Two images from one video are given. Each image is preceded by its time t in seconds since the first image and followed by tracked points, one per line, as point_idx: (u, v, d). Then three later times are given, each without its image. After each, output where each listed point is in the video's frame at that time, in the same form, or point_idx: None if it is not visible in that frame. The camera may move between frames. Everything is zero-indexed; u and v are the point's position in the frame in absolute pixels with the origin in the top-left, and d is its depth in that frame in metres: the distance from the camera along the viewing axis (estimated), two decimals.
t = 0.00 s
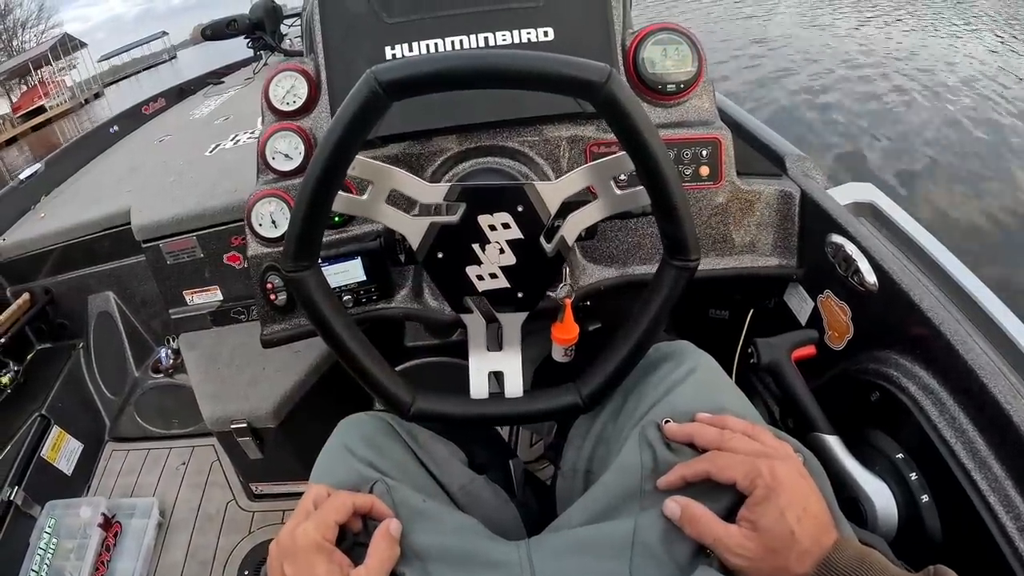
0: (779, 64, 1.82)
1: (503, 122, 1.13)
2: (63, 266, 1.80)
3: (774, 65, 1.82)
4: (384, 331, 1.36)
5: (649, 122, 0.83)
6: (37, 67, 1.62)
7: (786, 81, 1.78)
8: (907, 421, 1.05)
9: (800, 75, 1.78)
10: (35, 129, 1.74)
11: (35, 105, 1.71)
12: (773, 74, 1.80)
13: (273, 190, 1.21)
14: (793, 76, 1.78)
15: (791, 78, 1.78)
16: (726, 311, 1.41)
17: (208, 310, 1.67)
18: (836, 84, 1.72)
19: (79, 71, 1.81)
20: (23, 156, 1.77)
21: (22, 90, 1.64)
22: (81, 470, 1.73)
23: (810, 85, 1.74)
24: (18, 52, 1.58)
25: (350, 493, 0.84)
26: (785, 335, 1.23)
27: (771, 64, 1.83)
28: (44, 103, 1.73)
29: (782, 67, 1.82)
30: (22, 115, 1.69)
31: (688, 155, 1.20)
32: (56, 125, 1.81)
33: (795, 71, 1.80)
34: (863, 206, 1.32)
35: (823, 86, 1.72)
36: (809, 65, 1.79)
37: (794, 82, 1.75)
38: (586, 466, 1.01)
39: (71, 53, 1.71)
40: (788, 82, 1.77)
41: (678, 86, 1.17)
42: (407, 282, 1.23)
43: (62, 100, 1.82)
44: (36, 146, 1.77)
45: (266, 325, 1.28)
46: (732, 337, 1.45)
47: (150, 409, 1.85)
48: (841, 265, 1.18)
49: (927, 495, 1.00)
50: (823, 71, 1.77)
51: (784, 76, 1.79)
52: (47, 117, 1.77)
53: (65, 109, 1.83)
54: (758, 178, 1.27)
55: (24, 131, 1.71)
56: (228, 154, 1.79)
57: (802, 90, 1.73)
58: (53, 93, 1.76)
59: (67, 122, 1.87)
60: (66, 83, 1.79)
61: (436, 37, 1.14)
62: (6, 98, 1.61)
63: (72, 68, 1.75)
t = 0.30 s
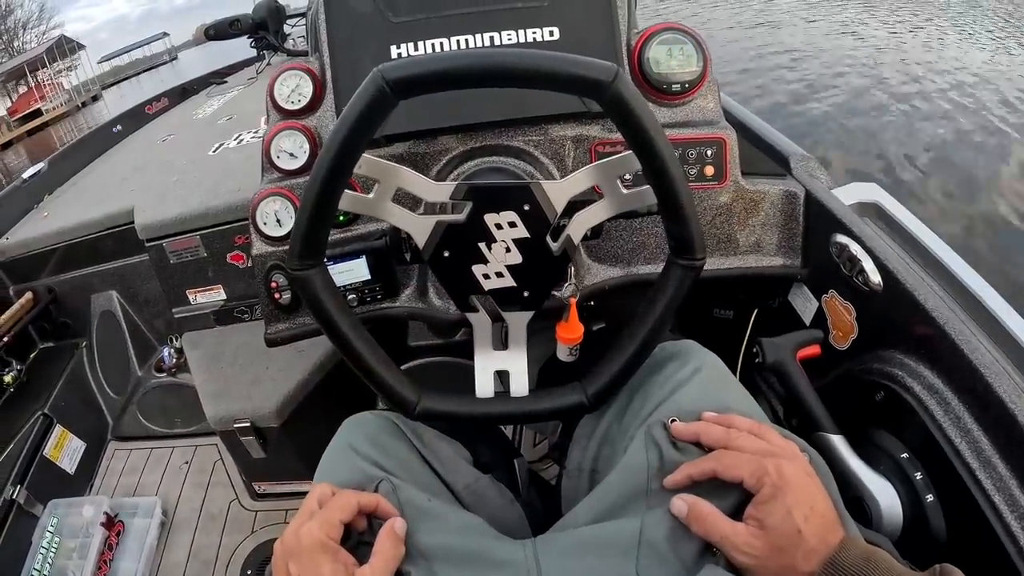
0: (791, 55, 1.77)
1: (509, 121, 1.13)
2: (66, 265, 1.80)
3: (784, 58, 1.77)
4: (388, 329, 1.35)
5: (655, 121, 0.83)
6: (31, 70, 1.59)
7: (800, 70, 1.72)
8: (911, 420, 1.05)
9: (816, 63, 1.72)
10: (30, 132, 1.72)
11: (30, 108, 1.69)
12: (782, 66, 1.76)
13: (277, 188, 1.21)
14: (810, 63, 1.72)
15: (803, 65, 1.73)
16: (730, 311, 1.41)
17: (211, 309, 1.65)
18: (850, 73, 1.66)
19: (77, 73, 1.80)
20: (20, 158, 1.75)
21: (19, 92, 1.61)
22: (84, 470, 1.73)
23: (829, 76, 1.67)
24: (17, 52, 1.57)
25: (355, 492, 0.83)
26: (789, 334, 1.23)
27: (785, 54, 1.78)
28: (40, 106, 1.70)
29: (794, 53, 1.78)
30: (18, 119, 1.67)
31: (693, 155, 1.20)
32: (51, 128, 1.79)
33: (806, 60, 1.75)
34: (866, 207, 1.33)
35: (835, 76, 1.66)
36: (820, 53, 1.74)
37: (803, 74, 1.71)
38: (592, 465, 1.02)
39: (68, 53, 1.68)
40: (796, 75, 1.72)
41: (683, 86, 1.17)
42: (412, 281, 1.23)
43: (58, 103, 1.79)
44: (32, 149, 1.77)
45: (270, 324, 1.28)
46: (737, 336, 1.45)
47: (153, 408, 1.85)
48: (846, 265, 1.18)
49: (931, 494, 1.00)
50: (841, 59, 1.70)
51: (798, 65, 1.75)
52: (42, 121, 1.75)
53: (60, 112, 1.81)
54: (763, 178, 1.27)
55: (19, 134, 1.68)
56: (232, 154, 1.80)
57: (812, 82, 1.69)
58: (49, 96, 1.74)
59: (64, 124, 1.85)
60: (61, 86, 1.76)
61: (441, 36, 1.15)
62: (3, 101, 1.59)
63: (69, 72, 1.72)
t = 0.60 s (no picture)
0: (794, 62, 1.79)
1: (513, 122, 1.13)
2: (69, 266, 1.80)
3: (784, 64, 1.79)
4: (392, 330, 1.36)
5: (660, 122, 0.83)
6: (27, 73, 1.59)
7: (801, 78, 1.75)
8: (915, 421, 1.05)
9: (819, 71, 1.75)
10: (25, 136, 1.74)
11: (26, 112, 1.70)
12: (786, 69, 1.78)
13: (282, 189, 1.21)
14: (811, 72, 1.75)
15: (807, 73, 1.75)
16: (734, 312, 1.41)
17: (214, 309, 1.66)
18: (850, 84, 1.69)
19: (74, 77, 1.79)
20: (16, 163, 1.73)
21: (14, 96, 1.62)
22: (86, 470, 1.74)
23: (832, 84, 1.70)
24: (18, 53, 1.57)
25: (360, 493, 0.84)
26: (793, 335, 1.24)
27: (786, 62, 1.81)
28: (36, 110, 1.71)
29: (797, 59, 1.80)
30: (13, 122, 1.69)
31: (696, 156, 1.21)
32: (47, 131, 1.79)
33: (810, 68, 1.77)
34: (870, 207, 1.33)
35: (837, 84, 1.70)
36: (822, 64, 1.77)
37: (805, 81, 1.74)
38: (596, 466, 1.02)
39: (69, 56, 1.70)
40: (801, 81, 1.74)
41: (687, 87, 1.17)
42: (417, 282, 1.23)
43: (55, 107, 1.79)
44: (30, 154, 1.76)
45: (274, 325, 1.28)
46: (741, 337, 1.45)
47: (156, 408, 1.86)
48: (849, 266, 1.18)
49: (935, 495, 1.01)
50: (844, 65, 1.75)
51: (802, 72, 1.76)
52: (38, 125, 1.76)
53: (58, 116, 1.81)
54: (766, 179, 1.27)
55: (15, 137, 1.71)
56: (235, 154, 1.80)
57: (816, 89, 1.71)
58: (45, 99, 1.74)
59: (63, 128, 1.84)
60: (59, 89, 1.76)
61: (446, 38, 1.15)
62: None
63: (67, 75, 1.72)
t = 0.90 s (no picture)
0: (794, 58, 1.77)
1: (513, 122, 1.13)
2: (69, 265, 1.80)
3: (789, 60, 1.77)
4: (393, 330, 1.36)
5: (660, 122, 0.83)
6: (20, 75, 1.56)
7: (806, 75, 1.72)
8: (915, 421, 1.05)
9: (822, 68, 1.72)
10: (18, 141, 1.68)
11: (18, 115, 1.66)
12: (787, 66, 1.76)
13: (282, 189, 1.21)
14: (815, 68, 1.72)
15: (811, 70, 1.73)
16: (735, 313, 1.41)
17: (214, 310, 1.66)
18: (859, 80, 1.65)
19: (71, 78, 1.78)
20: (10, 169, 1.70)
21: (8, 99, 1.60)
22: (86, 470, 1.73)
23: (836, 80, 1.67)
24: (15, 53, 1.55)
25: (359, 493, 0.83)
26: (794, 336, 1.23)
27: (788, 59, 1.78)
28: (28, 114, 1.68)
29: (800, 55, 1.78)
30: (6, 126, 1.65)
31: (697, 156, 1.21)
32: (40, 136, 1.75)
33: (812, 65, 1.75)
34: (869, 208, 1.33)
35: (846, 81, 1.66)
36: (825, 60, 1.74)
37: (809, 79, 1.71)
38: (596, 467, 1.01)
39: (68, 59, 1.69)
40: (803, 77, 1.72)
41: (687, 88, 1.17)
42: (417, 282, 1.23)
43: (48, 110, 1.78)
44: (22, 159, 1.71)
45: (274, 325, 1.28)
46: (741, 338, 1.45)
47: (156, 409, 1.86)
48: (850, 266, 1.18)
49: (935, 495, 1.00)
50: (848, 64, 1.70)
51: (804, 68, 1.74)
52: (31, 129, 1.72)
53: (50, 120, 1.79)
54: (767, 180, 1.27)
55: (7, 142, 1.65)
56: (235, 155, 1.80)
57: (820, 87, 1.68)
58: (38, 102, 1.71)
59: (53, 132, 1.83)
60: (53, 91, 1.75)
61: (446, 38, 1.15)
62: None
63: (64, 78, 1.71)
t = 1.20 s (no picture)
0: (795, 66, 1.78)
1: (513, 122, 1.13)
2: (68, 265, 1.80)
3: (789, 68, 1.78)
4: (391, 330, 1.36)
5: (659, 121, 0.83)
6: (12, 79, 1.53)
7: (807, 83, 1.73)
8: (913, 421, 1.05)
9: (826, 74, 1.72)
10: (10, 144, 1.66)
11: (10, 120, 1.64)
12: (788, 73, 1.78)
13: (281, 189, 1.21)
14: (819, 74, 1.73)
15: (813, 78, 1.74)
16: (733, 313, 1.40)
17: (213, 310, 1.65)
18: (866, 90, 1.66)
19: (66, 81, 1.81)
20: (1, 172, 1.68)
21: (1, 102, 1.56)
22: (84, 470, 1.73)
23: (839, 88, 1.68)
24: (14, 53, 1.56)
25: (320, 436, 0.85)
26: (792, 336, 1.23)
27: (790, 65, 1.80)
28: (20, 118, 1.65)
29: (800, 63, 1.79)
30: None
31: (696, 156, 1.21)
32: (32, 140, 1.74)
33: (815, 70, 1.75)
34: (869, 208, 1.32)
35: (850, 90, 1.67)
36: (828, 66, 1.75)
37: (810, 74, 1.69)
38: (595, 466, 1.01)
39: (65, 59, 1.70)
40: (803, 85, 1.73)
41: (686, 88, 1.17)
42: (415, 281, 1.23)
43: (41, 114, 1.78)
44: (14, 161, 1.70)
45: (272, 325, 1.28)
46: (739, 338, 1.44)
47: (155, 409, 1.85)
48: (848, 266, 1.18)
49: (934, 496, 1.00)
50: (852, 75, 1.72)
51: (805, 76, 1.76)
52: (23, 133, 1.70)
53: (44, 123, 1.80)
54: (766, 180, 1.27)
55: None
56: (234, 154, 1.80)
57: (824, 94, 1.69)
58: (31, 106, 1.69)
59: (46, 136, 1.82)
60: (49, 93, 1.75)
61: (445, 37, 1.15)
62: None
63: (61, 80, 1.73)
